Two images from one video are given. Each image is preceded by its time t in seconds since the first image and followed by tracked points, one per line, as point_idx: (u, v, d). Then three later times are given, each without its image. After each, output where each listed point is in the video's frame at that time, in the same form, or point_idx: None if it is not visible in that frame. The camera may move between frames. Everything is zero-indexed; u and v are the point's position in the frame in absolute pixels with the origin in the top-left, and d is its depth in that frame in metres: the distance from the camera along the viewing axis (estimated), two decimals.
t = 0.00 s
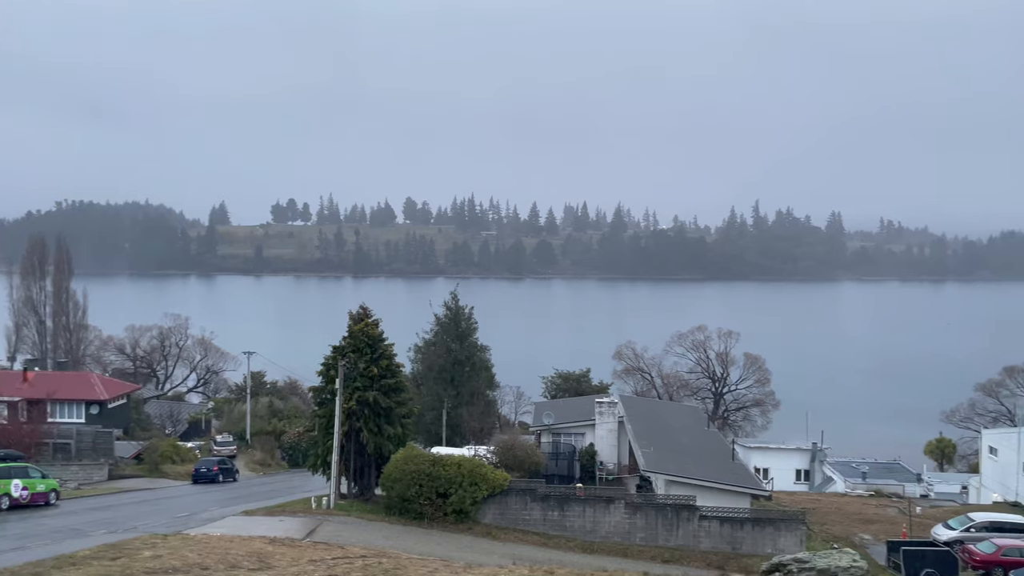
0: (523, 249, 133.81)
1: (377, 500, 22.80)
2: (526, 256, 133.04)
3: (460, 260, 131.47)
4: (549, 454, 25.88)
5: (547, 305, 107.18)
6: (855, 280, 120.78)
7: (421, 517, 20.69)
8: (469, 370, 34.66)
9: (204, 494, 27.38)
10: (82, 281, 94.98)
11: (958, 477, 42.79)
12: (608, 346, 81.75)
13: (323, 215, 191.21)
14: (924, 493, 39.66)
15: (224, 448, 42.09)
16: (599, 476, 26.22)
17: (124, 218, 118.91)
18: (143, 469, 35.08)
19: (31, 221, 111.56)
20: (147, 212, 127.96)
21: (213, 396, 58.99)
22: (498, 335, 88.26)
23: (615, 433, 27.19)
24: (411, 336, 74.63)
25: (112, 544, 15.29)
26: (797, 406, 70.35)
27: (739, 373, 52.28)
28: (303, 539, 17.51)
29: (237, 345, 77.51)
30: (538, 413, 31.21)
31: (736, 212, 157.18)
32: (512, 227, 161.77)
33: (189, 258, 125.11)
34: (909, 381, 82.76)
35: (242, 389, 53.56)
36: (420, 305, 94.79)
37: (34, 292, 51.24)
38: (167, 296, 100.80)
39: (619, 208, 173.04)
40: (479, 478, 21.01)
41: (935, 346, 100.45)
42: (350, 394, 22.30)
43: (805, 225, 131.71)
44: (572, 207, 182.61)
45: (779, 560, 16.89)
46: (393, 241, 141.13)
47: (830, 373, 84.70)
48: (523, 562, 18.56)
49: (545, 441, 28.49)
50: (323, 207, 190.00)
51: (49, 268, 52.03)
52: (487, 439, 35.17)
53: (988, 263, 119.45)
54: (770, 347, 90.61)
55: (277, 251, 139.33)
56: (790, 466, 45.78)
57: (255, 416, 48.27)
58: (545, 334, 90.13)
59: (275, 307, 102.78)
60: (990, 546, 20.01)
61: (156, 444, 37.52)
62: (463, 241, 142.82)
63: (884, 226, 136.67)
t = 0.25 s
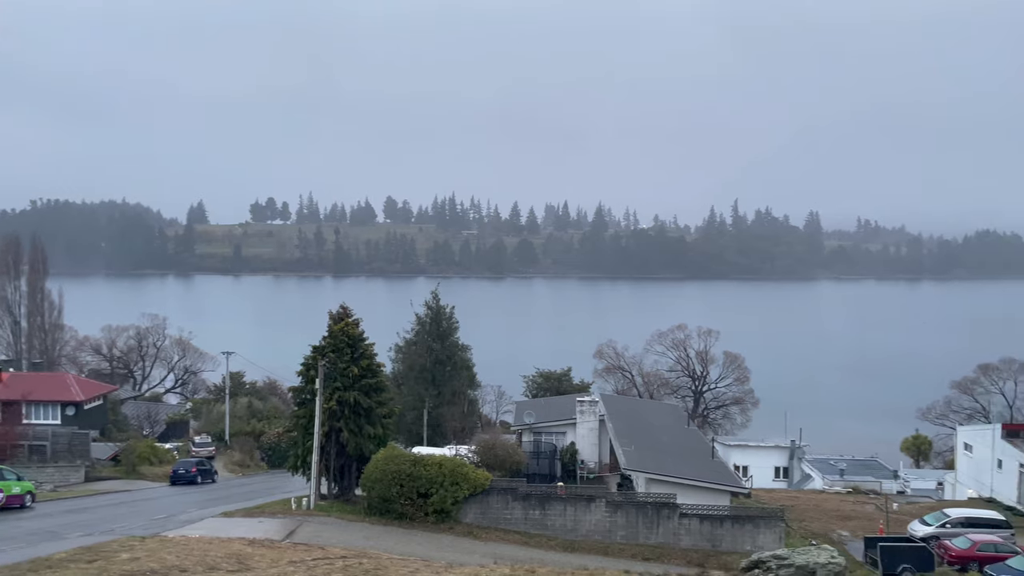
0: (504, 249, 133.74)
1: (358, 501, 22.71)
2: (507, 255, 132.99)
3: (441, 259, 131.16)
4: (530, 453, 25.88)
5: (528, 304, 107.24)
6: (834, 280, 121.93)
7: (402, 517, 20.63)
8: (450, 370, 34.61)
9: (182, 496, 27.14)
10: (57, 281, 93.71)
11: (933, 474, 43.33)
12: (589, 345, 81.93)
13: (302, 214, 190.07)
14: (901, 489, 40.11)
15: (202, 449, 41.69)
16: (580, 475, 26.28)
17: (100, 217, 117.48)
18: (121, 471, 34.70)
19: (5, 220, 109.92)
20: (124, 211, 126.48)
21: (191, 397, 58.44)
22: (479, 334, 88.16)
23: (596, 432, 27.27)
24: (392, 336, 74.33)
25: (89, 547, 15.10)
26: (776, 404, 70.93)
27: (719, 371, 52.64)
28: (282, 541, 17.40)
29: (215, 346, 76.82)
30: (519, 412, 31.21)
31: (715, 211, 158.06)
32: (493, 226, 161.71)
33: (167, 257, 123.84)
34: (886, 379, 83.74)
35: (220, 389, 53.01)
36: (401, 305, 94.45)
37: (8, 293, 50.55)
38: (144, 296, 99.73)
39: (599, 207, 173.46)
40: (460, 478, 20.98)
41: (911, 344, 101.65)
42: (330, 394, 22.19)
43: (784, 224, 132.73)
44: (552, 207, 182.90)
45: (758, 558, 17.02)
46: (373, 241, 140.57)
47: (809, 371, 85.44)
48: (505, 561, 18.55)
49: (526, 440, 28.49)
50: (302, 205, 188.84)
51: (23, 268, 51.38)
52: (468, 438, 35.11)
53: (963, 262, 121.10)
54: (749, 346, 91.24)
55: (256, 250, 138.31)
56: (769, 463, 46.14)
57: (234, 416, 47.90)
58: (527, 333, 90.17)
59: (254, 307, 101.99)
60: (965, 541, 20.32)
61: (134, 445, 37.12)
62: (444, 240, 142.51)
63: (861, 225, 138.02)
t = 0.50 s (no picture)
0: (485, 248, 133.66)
1: (338, 501, 22.60)
2: (488, 254, 132.97)
3: (422, 259, 130.84)
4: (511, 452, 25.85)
5: (509, 303, 107.25)
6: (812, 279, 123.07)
7: (382, 517, 20.59)
8: (430, 369, 34.54)
9: (160, 497, 26.91)
10: (32, 281, 92.46)
11: (910, 470, 43.87)
12: (570, 344, 82.11)
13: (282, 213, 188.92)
14: (878, 486, 40.57)
15: (180, 450, 41.30)
16: (561, 473, 26.30)
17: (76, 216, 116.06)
18: (97, 472, 34.32)
19: None
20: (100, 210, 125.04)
21: (170, 397, 57.89)
22: (460, 334, 88.06)
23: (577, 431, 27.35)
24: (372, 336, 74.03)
25: (65, 550, 14.93)
26: (755, 401, 71.51)
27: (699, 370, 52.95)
28: (262, 542, 17.29)
29: (193, 346, 76.16)
30: (499, 412, 31.19)
31: (695, 211, 158.88)
32: (474, 225, 161.57)
33: (144, 257, 122.56)
34: (863, 376, 84.68)
35: (198, 390, 52.53)
36: (382, 304, 94.10)
37: None
38: (121, 296, 98.63)
39: (580, 206, 173.88)
40: (441, 477, 20.95)
41: (888, 342, 102.77)
42: (310, 394, 22.07)
43: (763, 223, 133.77)
44: (533, 206, 183.14)
45: (738, 554, 17.14)
46: (354, 240, 139.96)
47: (787, 369, 86.18)
48: (486, 560, 18.55)
49: (508, 439, 28.49)
50: (282, 205, 187.73)
51: None
52: (449, 438, 35.03)
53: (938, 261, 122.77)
54: (729, 344, 91.81)
55: (234, 250, 137.25)
56: (749, 461, 46.46)
57: (213, 417, 47.54)
58: (508, 332, 90.22)
59: (233, 307, 101.21)
60: (941, 537, 20.58)
61: (111, 447, 36.76)
62: (425, 240, 142.17)
63: (839, 225, 139.39)
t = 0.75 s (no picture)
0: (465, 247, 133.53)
1: (318, 502, 22.49)
2: (469, 253, 132.85)
3: (402, 258, 130.44)
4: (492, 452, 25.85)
5: (490, 303, 107.24)
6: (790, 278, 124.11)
7: (363, 518, 20.50)
8: (411, 369, 34.45)
9: (138, 499, 26.61)
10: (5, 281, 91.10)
11: (886, 467, 44.40)
12: (551, 343, 82.22)
13: (260, 212, 187.58)
14: (855, 483, 41.02)
15: (158, 452, 40.90)
16: (542, 472, 26.34)
17: (51, 215, 114.54)
18: (73, 474, 33.87)
19: None
20: (75, 208, 123.49)
21: (147, 398, 57.27)
22: (440, 333, 87.91)
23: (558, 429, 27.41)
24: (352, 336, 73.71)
25: (40, 553, 14.71)
26: (734, 399, 72.01)
27: (679, 368, 53.23)
28: (241, 543, 17.16)
29: (171, 346, 75.40)
30: (480, 411, 31.16)
31: (675, 210, 159.66)
32: (455, 225, 161.26)
33: (121, 256, 121.18)
34: (840, 374, 85.56)
35: (176, 391, 51.97)
36: (361, 304, 93.77)
37: None
38: (97, 296, 97.43)
39: (560, 206, 174.18)
40: (422, 477, 20.90)
41: (865, 340, 103.83)
42: (290, 394, 21.92)
43: (742, 223, 134.73)
44: (514, 206, 183.21)
45: (718, 552, 17.20)
46: (333, 239, 139.17)
47: (766, 368, 86.85)
48: (467, 560, 18.53)
49: (489, 438, 28.48)
50: (261, 204, 186.39)
51: None
52: (430, 437, 34.96)
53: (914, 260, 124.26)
54: (709, 343, 92.38)
55: (212, 249, 136.07)
56: (728, 458, 46.79)
57: (191, 417, 47.10)
58: (488, 332, 90.16)
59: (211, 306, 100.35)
60: (917, 533, 20.85)
61: (87, 448, 36.29)
62: (405, 239, 141.74)
63: (817, 224, 140.63)
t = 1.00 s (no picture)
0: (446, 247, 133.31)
1: (298, 502, 22.36)
2: (450, 253, 132.65)
3: (382, 257, 129.94)
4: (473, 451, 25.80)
5: (471, 302, 107.15)
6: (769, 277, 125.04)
7: (343, 518, 20.43)
8: (392, 368, 34.35)
9: (115, 501, 26.34)
10: None
11: (863, 464, 44.90)
12: (531, 343, 82.32)
13: (239, 211, 186.12)
14: (833, 479, 41.45)
15: (135, 453, 40.52)
16: (523, 471, 26.36)
17: (26, 214, 113.01)
18: (48, 476, 33.41)
19: None
20: (50, 207, 121.89)
21: (124, 399, 56.68)
22: (421, 333, 87.70)
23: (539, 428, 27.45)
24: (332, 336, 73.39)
25: (14, 556, 14.53)
26: (713, 398, 72.50)
27: (659, 367, 53.49)
28: (220, 544, 17.04)
29: (148, 347, 74.66)
30: (461, 410, 31.12)
31: (655, 210, 160.28)
32: (436, 224, 160.87)
33: (97, 256, 119.80)
34: (818, 372, 86.43)
35: (154, 391, 51.51)
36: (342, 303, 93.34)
37: None
38: (73, 296, 96.28)
39: (541, 205, 174.28)
40: (402, 477, 20.84)
41: (842, 338, 104.84)
42: (269, 395, 21.78)
43: (722, 222, 135.55)
44: (495, 205, 183.13)
45: (697, 549, 17.31)
46: (313, 238, 138.37)
47: (745, 366, 87.47)
48: (449, 560, 18.51)
49: (470, 438, 28.47)
50: (239, 203, 184.85)
51: None
52: (411, 437, 34.88)
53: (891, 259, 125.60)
54: (688, 342, 92.91)
55: (191, 249, 134.81)
56: (708, 456, 47.11)
57: (169, 418, 46.69)
58: (470, 331, 90.07)
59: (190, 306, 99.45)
60: (893, 529, 21.13)
61: (62, 450, 35.85)
62: (386, 238, 141.19)
63: (795, 224, 141.75)
